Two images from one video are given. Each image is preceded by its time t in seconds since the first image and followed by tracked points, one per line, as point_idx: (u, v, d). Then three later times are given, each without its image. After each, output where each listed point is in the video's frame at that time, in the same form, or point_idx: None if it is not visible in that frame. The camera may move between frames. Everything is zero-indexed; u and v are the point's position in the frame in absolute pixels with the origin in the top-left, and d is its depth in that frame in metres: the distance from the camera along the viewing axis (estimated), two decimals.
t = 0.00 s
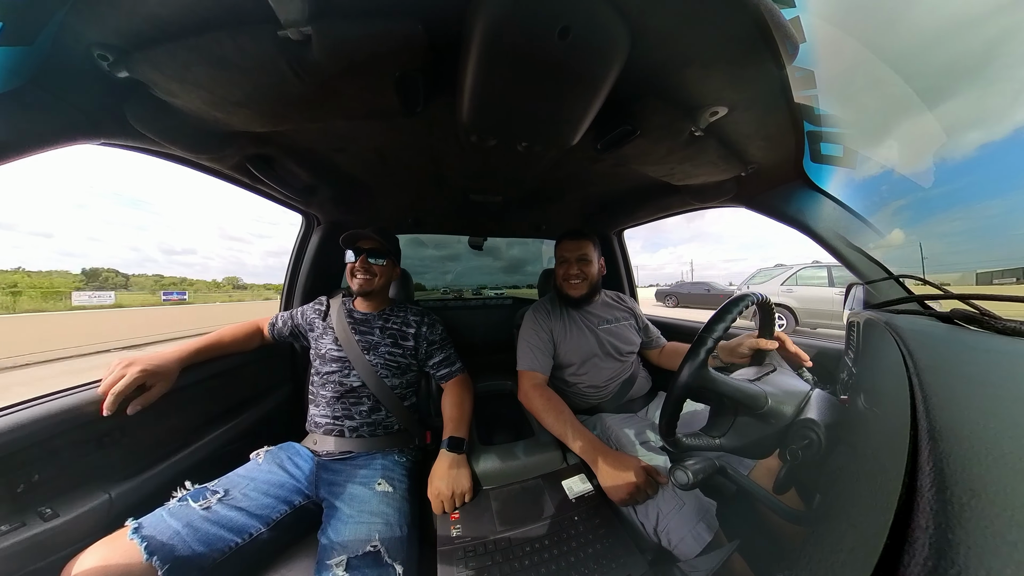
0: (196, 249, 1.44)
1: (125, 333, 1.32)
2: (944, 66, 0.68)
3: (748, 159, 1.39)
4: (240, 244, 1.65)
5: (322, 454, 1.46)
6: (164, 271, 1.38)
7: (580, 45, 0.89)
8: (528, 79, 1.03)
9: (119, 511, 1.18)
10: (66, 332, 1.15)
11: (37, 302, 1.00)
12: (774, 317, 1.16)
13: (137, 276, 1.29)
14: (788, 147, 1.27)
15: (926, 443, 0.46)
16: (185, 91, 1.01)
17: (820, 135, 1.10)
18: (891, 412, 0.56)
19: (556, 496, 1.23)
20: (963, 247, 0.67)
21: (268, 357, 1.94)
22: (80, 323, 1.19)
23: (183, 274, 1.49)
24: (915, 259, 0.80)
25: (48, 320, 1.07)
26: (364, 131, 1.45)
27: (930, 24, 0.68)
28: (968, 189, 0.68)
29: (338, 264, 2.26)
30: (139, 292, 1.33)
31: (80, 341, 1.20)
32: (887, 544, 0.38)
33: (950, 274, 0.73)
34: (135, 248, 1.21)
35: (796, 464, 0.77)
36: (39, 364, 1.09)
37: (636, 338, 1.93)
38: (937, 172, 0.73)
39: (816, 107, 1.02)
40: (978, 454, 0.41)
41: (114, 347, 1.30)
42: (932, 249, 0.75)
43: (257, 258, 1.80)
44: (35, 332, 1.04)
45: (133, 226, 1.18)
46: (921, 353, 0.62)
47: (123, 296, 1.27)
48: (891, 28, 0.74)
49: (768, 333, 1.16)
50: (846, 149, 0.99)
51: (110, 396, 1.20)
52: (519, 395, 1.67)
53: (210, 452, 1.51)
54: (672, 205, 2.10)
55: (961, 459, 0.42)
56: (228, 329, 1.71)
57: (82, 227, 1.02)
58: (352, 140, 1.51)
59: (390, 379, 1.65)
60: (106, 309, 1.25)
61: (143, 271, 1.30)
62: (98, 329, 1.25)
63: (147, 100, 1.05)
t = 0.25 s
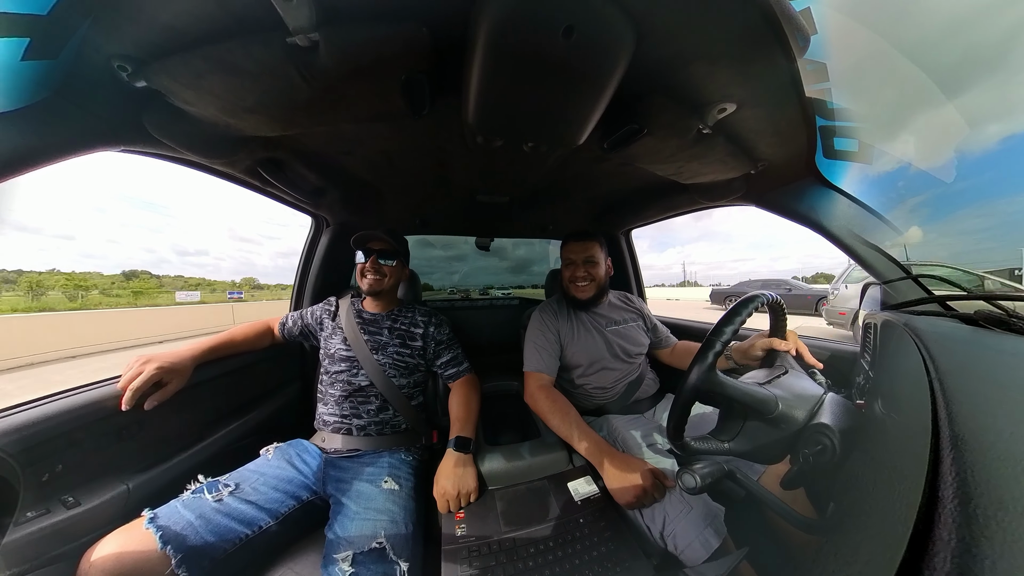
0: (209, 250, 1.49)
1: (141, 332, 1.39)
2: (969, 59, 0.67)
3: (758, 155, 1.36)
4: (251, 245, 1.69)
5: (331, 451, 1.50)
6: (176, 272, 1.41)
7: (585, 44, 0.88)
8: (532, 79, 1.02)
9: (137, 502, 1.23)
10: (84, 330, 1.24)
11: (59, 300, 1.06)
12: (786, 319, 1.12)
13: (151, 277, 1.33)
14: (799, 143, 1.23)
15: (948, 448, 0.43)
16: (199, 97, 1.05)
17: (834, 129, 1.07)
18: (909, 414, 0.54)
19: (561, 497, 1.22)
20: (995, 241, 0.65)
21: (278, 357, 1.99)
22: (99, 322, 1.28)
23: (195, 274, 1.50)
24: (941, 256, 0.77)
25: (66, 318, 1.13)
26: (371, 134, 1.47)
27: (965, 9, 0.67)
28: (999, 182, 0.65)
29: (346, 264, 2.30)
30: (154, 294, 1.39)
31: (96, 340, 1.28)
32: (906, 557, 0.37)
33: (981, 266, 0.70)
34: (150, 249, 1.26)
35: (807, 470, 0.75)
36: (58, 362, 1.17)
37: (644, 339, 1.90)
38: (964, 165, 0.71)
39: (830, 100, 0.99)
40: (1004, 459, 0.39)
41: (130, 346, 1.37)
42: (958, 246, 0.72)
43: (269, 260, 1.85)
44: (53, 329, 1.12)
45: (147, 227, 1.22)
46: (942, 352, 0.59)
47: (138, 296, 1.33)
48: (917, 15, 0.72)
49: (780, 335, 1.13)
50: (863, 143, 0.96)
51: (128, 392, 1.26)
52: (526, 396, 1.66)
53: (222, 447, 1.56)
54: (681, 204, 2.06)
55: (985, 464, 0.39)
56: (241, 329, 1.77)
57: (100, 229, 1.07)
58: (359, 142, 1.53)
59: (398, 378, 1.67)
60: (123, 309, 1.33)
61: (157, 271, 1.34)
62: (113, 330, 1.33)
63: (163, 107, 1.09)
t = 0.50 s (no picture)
0: (208, 250, 1.49)
1: (144, 331, 1.40)
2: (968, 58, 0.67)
3: (758, 155, 1.36)
4: (250, 245, 1.69)
5: (331, 451, 1.50)
6: (176, 272, 1.42)
7: (585, 44, 0.88)
8: (532, 79, 1.02)
9: (137, 502, 1.23)
10: (89, 333, 1.29)
11: (62, 301, 1.06)
12: (785, 318, 1.12)
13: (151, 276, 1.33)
14: (799, 143, 1.23)
15: (948, 449, 0.43)
16: (199, 97, 1.04)
17: (834, 129, 1.07)
18: (909, 414, 0.54)
19: (561, 497, 1.22)
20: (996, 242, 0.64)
21: (278, 356, 1.99)
22: (106, 322, 1.32)
23: (195, 274, 1.51)
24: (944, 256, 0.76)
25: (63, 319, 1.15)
26: (370, 134, 1.47)
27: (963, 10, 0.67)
28: (1000, 182, 0.65)
29: (346, 264, 2.30)
30: (155, 295, 1.40)
31: (103, 342, 1.33)
32: (906, 557, 0.37)
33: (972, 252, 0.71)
34: (149, 249, 1.26)
35: (808, 471, 0.75)
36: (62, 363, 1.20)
37: (644, 339, 1.91)
38: (965, 165, 0.70)
39: (830, 100, 0.99)
40: (1004, 460, 0.39)
41: (132, 347, 1.38)
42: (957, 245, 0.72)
43: (268, 260, 1.85)
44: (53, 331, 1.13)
45: (146, 227, 1.22)
46: (942, 352, 0.59)
47: (138, 298, 1.34)
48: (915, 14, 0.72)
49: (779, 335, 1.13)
50: (863, 143, 0.96)
51: (128, 392, 1.26)
52: (526, 396, 1.66)
53: (222, 446, 1.56)
54: (681, 204, 2.06)
55: (984, 465, 0.39)
56: (240, 329, 1.76)
57: (98, 229, 1.06)
58: (359, 142, 1.53)
59: (397, 378, 1.67)
60: (123, 310, 1.34)
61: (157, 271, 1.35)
62: (116, 330, 1.35)
63: (163, 106, 1.09)
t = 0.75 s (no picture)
0: (207, 250, 1.49)
1: (143, 333, 1.39)
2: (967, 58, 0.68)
3: (758, 155, 1.36)
4: (249, 245, 1.69)
5: (332, 451, 1.50)
6: (175, 271, 1.41)
7: (586, 44, 0.88)
8: (532, 80, 1.02)
9: (138, 502, 1.23)
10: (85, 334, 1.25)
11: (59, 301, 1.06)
12: (786, 318, 1.12)
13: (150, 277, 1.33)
14: (799, 143, 1.24)
15: (947, 449, 0.43)
16: (199, 97, 1.04)
17: (834, 129, 1.07)
18: (908, 415, 0.54)
19: (561, 497, 1.22)
20: (994, 242, 0.64)
21: (278, 356, 1.99)
22: (103, 323, 1.29)
23: (194, 274, 1.49)
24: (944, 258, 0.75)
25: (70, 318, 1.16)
26: (370, 133, 1.47)
27: (962, 11, 0.67)
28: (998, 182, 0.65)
29: (346, 264, 2.30)
30: (157, 294, 1.40)
31: (99, 342, 1.29)
32: (907, 557, 0.37)
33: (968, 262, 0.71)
34: (148, 249, 1.27)
35: (808, 471, 0.74)
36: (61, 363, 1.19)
37: (644, 339, 1.91)
38: (964, 164, 0.71)
39: (830, 100, 0.99)
40: (1003, 460, 0.39)
41: (134, 346, 1.38)
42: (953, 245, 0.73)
43: (268, 261, 1.85)
44: (53, 331, 1.12)
45: (144, 226, 1.22)
46: (940, 352, 0.59)
47: (137, 298, 1.32)
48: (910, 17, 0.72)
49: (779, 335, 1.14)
50: (862, 143, 0.96)
51: (128, 392, 1.26)
52: (527, 396, 1.66)
53: (222, 446, 1.56)
54: (681, 204, 2.06)
55: (984, 466, 0.39)
56: (241, 329, 1.76)
57: (97, 228, 1.06)
58: (359, 142, 1.53)
59: (398, 378, 1.67)
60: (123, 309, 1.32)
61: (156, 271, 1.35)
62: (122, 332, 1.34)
63: (163, 106, 1.09)
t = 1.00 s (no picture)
0: (206, 250, 1.48)
1: (147, 332, 1.42)
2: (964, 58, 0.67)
3: (758, 155, 1.36)
4: (247, 245, 1.69)
5: (332, 451, 1.50)
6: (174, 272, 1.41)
7: (586, 44, 0.88)
8: (532, 80, 1.02)
9: (138, 502, 1.23)
10: (86, 331, 1.28)
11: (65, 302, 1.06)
12: (786, 317, 1.12)
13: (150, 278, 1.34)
14: (799, 143, 1.24)
15: (947, 450, 0.43)
16: (199, 97, 1.04)
17: (834, 129, 1.07)
18: (909, 415, 0.53)
19: (561, 497, 1.22)
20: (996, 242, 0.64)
21: (278, 357, 1.99)
22: (106, 322, 1.31)
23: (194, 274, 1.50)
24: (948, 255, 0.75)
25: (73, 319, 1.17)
26: (371, 134, 1.47)
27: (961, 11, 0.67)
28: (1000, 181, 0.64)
29: (346, 264, 2.30)
30: (158, 294, 1.41)
31: (100, 342, 1.32)
32: (907, 557, 0.37)
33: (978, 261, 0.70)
34: (146, 249, 1.26)
35: (809, 472, 0.74)
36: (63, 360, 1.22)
37: (644, 339, 1.90)
38: (964, 164, 0.71)
39: (830, 100, 0.99)
40: (1003, 460, 0.39)
41: (137, 345, 1.40)
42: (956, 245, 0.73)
43: (268, 261, 1.85)
44: (54, 331, 1.13)
45: (143, 226, 1.22)
46: (942, 353, 0.59)
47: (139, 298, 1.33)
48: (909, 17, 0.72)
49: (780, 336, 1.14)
50: (862, 143, 0.96)
51: (129, 392, 1.26)
52: (527, 396, 1.66)
53: (222, 446, 1.56)
54: (681, 204, 2.06)
55: (984, 467, 0.39)
56: (241, 329, 1.76)
57: (96, 228, 1.06)
58: (359, 142, 1.53)
59: (398, 378, 1.67)
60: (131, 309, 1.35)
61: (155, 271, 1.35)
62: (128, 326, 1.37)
63: (164, 107, 1.09)
